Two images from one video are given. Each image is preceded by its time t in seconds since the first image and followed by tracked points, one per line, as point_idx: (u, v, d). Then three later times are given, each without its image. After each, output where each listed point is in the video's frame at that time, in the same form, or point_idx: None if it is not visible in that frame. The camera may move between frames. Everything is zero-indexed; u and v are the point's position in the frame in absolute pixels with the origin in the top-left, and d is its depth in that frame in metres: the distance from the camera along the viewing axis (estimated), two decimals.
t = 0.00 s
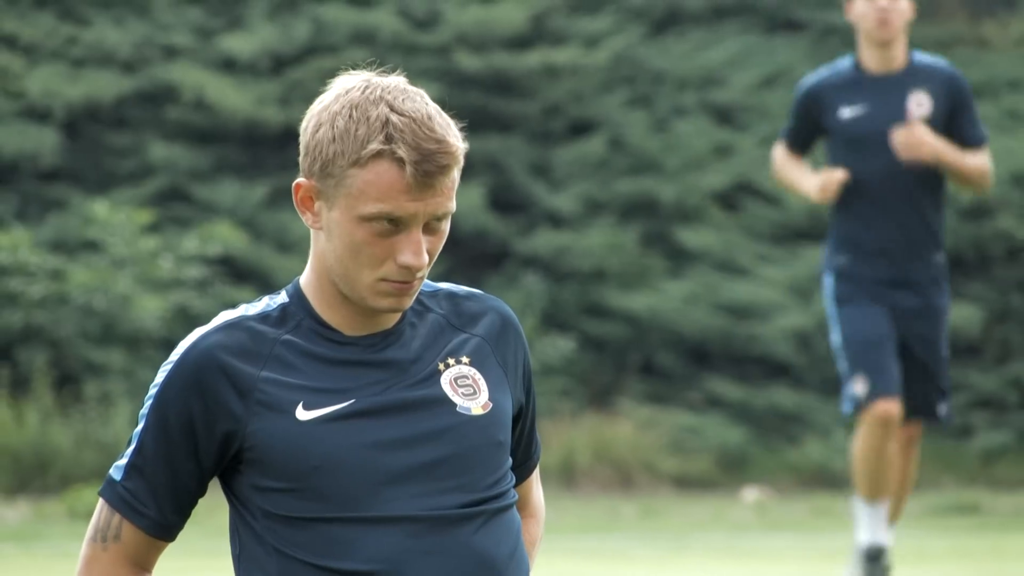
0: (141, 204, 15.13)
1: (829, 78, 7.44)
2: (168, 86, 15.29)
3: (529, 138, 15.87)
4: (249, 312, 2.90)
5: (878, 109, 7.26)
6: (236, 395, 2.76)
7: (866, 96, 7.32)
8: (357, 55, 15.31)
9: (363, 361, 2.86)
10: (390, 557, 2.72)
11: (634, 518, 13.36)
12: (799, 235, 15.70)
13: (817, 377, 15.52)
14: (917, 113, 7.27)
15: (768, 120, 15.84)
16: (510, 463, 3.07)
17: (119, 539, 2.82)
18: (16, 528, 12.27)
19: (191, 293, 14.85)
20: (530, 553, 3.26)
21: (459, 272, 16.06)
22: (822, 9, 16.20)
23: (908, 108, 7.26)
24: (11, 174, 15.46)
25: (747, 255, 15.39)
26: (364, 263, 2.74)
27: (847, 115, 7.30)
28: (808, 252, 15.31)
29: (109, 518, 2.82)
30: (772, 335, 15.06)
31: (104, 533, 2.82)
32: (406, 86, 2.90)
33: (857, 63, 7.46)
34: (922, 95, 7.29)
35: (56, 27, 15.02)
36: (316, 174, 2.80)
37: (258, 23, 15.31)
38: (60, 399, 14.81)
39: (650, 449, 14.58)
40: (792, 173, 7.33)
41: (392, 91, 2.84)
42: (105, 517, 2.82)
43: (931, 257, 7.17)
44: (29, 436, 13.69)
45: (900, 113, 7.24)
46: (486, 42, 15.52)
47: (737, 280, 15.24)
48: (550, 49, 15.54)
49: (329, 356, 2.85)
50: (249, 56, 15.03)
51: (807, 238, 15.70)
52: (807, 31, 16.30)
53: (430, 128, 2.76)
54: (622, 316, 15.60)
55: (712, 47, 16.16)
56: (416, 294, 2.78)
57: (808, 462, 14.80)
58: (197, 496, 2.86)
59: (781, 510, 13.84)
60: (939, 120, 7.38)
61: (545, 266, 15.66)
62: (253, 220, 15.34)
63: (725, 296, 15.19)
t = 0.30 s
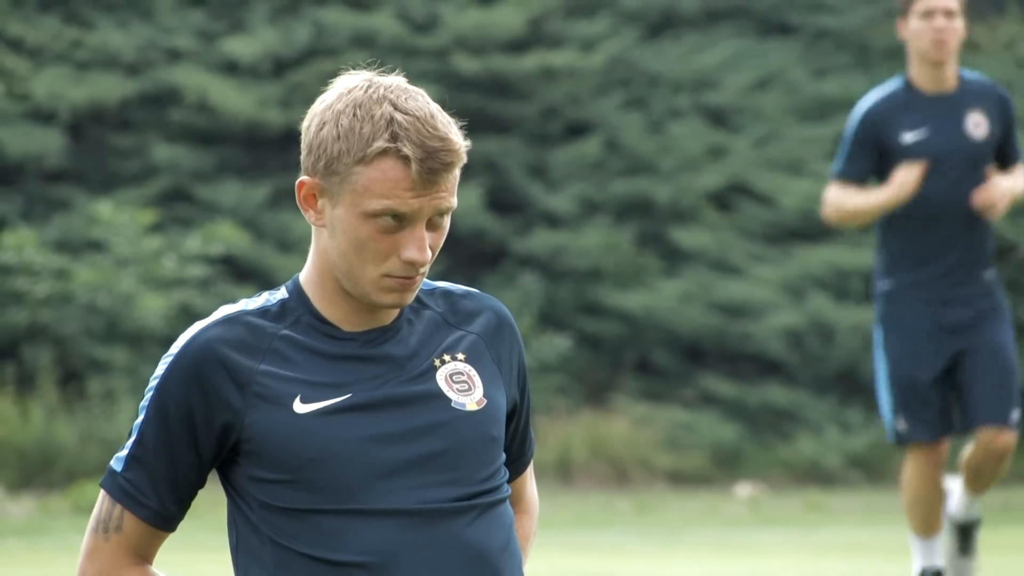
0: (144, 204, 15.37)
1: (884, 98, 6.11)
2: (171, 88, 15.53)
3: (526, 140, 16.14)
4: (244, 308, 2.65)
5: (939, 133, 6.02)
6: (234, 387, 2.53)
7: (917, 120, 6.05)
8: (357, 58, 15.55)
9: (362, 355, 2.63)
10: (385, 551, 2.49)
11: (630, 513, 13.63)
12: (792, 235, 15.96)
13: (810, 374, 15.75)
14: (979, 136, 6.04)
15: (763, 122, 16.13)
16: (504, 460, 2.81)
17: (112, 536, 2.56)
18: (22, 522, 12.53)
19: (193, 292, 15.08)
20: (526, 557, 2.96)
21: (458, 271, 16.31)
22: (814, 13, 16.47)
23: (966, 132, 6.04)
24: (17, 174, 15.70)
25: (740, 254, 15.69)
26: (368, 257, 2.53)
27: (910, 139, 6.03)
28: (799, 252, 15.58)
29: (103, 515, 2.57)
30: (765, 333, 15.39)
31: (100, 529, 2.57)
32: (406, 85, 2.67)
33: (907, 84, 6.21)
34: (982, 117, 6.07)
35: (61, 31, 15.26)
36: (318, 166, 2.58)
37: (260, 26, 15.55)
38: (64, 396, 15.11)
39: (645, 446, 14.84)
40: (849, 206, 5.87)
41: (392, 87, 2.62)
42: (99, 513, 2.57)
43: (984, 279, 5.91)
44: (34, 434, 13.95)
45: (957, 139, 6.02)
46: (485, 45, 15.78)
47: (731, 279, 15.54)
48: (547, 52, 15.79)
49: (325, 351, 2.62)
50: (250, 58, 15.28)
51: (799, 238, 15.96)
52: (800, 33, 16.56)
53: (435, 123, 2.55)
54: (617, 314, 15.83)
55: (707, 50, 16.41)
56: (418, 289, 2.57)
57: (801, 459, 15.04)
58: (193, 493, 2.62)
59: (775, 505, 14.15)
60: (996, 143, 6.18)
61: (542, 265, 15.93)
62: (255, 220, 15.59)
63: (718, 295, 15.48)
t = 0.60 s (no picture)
0: (148, 202, 15.62)
1: (952, 81, 5.95)
2: (175, 88, 15.77)
3: (525, 139, 16.40)
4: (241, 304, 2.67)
5: (1004, 117, 5.86)
6: (232, 382, 2.56)
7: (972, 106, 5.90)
8: (359, 58, 15.79)
9: (358, 350, 2.64)
10: (376, 543, 2.51)
11: (627, 506, 13.88)
12: (788, 232, 16.18)
13: (803, 369, 15.99)
14: None
15: (757, 122, 16.38)
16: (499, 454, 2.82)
17: (115, 530, 2.61)
18: (30, 515, 12.77)
19: (197, 289, 15.31)
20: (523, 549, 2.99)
21: (457, 268, 16.55)
22: (809, 14, 16.70)
23: None
24: (24, 172, 15.91)
25: (735, 252, 15.94)
26: (363, 253, 2.56)
27: (971, 126, 5.87)
28: (794, 249, 15.81)
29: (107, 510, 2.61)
30: (760, 329, 15.60)
31: (104, 525, 2.61)
32: (401, 84, 2.69)
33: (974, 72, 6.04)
34: None
35: (67, 30, 15.51)
36: (316, 162, 2.60)
37: (263, 27, 15.79)
38: (70, 390, 15.36)
39: (642, 439, 15.08)
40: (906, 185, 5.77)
41: (388, 85, 2.64)
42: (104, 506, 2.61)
43: None
44: (41, 428, 14.18)
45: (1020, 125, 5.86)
46: (485, 46, 16.03)
47: (725, 277, 15.80)
48: (545, 53, 16.02)
49: (322, 346, 2.63)
50: (253, 59, 15.51)
51: (794, 235, 16.17)
52: (795, 34, 16.80)
53: (428, 120, 2.57)
54: (615, 310, 16.11)
55: (702, 51, 16.64)
56: (413, 283, 2.58)
57: (794, 452, 15.27)
58: (194, 485, 2.65)
59: (771, 498, 14.42)
60: None
61: (541, 262, 16.18)
62: (257, 218, 15.83)
63: (714, 291, 15.75)
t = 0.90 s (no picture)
0: (154, 201, 15.89)
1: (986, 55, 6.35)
2: (180, 89, 16.03)
3: (525, 140, 16.66)
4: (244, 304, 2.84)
5: None
6: (234, 381, 2.73)
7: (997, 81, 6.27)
8: (360, 59, 16.05)
9: (358, 349, 2.82)
10: (378, 539, 2.69)
11: (623, 500, 14.15)
12: (783, 231, 16.48)
13: (798, 366, 16.24)
14: None
15: (753, 122, 16.63)
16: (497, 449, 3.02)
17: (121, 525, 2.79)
18: (39, 510, 13.06)
19: (202, 286, 15.57)
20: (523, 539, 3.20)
21: (458, 266, 16.81)
22: (802, 16, 16.99)
23: None
24: (32, 171, 16.24)
25: (731, 250, 16.21)
26: (352, 247, 2.72)
27: (997, 97, 6.23)
28: (789, 247, 16.13)
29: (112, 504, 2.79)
30: (755, 326, 15.86)
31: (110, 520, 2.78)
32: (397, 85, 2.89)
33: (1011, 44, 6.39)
34: None
35: (74, 33, 15.80)
36: (313, 162, 2.79)
37: (267, 29, 16.04)
38: (77, 386, 15.65)
39: (639, 435, 15.34)
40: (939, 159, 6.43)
41: (383, 84, 2.83)
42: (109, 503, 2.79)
43: None
44: (47, 424, 14.40)
45: None
46: (484, 48, 16.29)
47: (722, 274, 16.06)
48: (544, 54, 16.28)
49: (320, 346, 2.81)
50: (257, 60, 15.79)
51: (788, 233, 16.47)
52: (789, 36, 17.10)
53: (419, 119, 2.75)
54: (613, 307, 16.34)
55: (699, 51, 16.90)
56: (403, 282, 2.76)
57: (788, 447, 15.55)
58: (199, 479, 2.83)
59: (766, 491, 14.72)
60: None
61: (540, 261, 16.42)
62: (261, 216, 16.10)
63: (710, 289, 15.98)
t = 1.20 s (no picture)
0: (164, 195, 16.21)
1: None
2: (189, 85, 16.33)
3: (527, 135, 16.96)
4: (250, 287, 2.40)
5: None
6: (240, 362, 2.30)
7: None
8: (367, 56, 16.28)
9: (361, 338, 2.37)
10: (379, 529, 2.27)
11: (625, 489, 14.48)
12: (781, 225, 16.87)
13: (795, 356, 16.58)
14: None
15: (751, 118, 16.97)
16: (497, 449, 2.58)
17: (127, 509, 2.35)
18: (53, 498, 13.37)
19: (211, 279, 15.87)
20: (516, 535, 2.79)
21: (462, 259, 17.13)
22: (800, 14, 17.30)
23: None
24: (44, 166, 16.56)
25: (729, 244, 16.55)
26: (340, 226, 2.31)
27: None
28: (786, 240, 16.50)
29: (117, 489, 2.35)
30: (753, 318, 16.20)
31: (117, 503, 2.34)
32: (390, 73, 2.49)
33: None
34: None
35: (86, 30, 16.14)
36: (312, 140, 2.37)
37: (275, 27, 16.33)
38: (88, 376, 15.99)
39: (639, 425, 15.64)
40: None
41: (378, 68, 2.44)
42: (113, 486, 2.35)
43: None
44: (58, 414, 14.69)
45: None
46: (488, 46, 16.51)
47: (720, 267, 16.41)
48: (547, 51, 16.48)
49: (332, 329, 2.37)
50: (265, 57, 16.08)
51: (785, 227, 16.87)
52: (787, 34, 17.44)
53: (399, 90, 2.35)
54: (614, 299, 16.70)
55: (699, 49, 17.23)
56: (400, 261, 2.34)
57: (785, 436, 15.89)
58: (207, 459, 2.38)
59: (762, 480, 15.06)
60: None
61: (542, 254, 16.72)
62: (269, 210, 16.42)
63: (710, 281, 16.32)
